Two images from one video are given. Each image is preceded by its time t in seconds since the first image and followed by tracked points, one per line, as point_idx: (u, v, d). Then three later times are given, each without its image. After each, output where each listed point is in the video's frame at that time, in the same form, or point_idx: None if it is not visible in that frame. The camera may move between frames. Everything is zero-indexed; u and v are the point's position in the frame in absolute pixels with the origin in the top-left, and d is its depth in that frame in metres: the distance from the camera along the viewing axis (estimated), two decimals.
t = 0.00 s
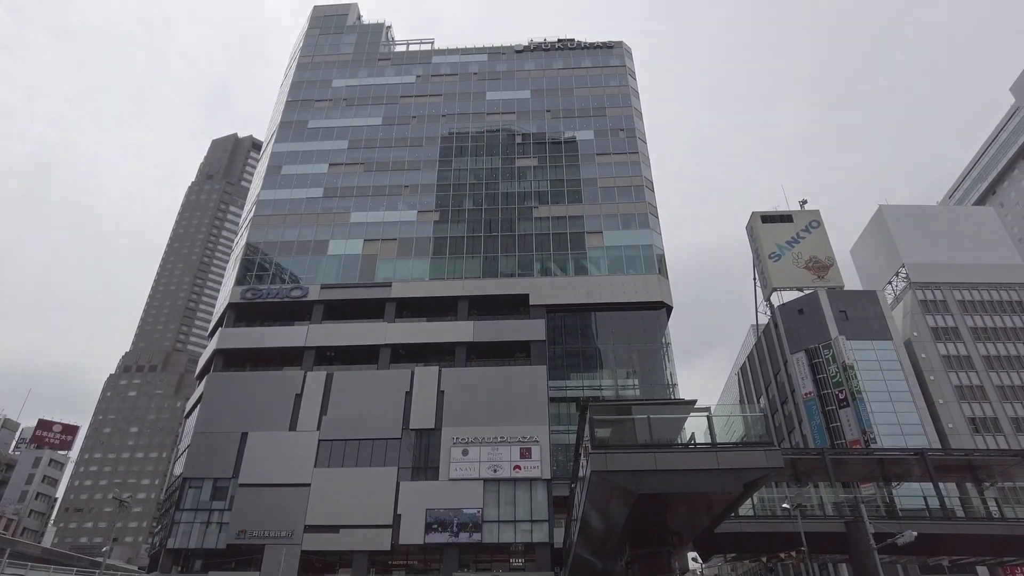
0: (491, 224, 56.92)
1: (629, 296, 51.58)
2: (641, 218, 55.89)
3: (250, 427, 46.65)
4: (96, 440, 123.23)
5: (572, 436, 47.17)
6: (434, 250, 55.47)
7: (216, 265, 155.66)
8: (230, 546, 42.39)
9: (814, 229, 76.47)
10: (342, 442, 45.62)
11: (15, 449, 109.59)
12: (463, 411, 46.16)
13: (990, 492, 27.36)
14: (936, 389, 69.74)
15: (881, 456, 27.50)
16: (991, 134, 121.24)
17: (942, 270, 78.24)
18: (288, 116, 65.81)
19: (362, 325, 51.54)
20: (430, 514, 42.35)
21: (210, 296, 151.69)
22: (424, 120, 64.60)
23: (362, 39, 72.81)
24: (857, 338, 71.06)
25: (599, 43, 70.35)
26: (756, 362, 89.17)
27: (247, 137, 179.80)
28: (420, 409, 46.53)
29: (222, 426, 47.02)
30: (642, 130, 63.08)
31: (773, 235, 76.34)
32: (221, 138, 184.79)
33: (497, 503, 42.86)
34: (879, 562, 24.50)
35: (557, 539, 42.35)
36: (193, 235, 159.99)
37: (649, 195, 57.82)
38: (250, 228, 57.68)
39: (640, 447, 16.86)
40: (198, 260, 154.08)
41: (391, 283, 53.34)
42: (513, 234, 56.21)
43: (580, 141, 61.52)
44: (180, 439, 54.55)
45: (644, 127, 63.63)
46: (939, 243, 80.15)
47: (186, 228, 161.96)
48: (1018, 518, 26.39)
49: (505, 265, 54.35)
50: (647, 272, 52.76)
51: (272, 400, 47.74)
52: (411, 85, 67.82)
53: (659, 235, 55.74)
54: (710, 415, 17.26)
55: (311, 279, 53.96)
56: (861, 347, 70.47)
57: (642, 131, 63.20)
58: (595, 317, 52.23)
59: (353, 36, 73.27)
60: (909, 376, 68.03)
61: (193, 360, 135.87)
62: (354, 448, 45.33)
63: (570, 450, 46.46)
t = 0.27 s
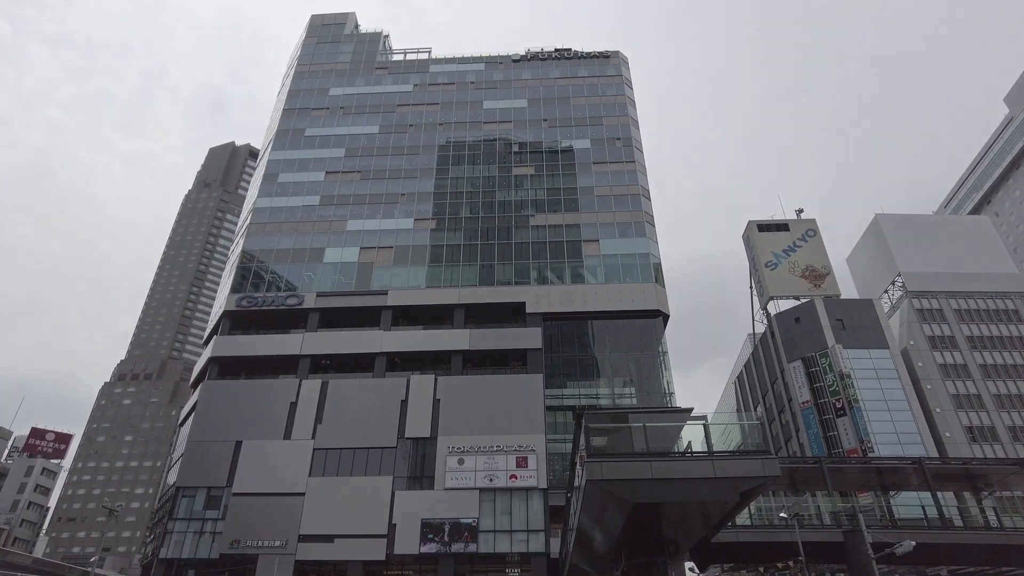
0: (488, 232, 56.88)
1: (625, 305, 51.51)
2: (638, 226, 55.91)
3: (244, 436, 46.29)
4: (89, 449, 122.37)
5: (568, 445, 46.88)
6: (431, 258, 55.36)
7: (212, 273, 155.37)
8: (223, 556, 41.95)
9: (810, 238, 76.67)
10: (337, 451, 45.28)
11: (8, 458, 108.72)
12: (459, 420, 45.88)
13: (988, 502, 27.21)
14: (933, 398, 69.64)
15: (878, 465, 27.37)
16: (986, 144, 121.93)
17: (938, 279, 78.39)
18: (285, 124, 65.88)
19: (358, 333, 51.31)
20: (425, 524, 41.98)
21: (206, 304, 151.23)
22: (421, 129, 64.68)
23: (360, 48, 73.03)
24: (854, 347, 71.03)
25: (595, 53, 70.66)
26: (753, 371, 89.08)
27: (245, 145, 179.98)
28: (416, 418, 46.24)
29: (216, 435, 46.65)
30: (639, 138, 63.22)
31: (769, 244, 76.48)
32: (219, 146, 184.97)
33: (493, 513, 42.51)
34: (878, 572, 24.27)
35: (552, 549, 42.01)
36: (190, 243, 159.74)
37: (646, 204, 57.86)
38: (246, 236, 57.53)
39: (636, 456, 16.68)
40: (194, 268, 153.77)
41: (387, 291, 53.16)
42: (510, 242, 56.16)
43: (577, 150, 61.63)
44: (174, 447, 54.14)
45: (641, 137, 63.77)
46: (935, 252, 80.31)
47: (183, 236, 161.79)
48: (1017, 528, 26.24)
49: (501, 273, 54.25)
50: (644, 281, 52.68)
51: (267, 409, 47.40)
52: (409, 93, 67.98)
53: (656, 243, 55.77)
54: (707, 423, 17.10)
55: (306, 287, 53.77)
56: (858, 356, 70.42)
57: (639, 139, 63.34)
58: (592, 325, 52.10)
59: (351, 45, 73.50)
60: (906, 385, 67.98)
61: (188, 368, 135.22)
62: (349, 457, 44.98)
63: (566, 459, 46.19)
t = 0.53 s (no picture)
0: (485, 234, 56.84)
1: (623, 307, 51.45)
2: (635, 229, 55.87)
3: (240, 438, 46.11)
4: (86, 451, 121.96)
5: (566, 447, 46.76)
6: (428, 260, 55.27)
7: (209, 275, 155.21)
8: (219, 559, 41.71)
9: (808, 240, 76.83)
10: (334, 453, 45.12)
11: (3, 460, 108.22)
12: (456, 422, 45.75)
13: (985, 505, 27.14)
14: (931, 400, 69.64)
15: (875, 467, 27.33)
16: (982, 147, 122.35)
17: (935, 281, 78.49)
18: (283, 126, 65.81)
19: (355, 336, 51.18)
20: (422, 526, 41.82)
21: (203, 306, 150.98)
22: (419, 131, 64.66)
23: (358, 50, 73.03)
24: (852, 350, 71.04)
25: (593, 56, 70.76)
26: (751, 374, 89.04)
27: (242, 147, 179.89)
28: (413, 420, 46.09)
29: (212, 437, 46.46)
30: (637, 141, 63.26)
31: (767, 246, 76.57)
32: (217, 148, 184.90)
33: (490, 515, 42.36)
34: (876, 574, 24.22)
35: (550, 552, 41.87)
36: (187, 245, 159.58)
37: (644, 207, 57.82)
38: (243, 238, 57.42)
39: (632, 457, 16.59)
40: (192, 270, 153.67)
41: (384, 293, 53.06)
42: (507, 244, 56.10)
43: (575, 153, 61.63)
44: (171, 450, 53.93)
45: (638, 139, 63.81)
46: (932, 255, 80.41)
47: (181, 238, 161.59)
48: (1015, 531, 26.17)
49: (499, 275, 54.18)
50: (641, 283, 52.67)
51: (263, 411, 47.26)
52: (406, 95, 67.99)
53: (654, 246, 55.73)
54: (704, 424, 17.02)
55: (303, 289, 53.66)
56: (856, 359, 70.44)
57: (637, 142, 63.35)
58: (590, 327, 52.02)
59: (349, 47, 73.50)
60: (903, 388, 68.03)
61: (185, 371, 134.86)
62: (345, 459, 44.83)
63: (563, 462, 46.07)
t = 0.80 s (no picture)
0: (485, 234, 56.76)
1: (623, 307, 51.38)
2: (635, 229, 55.78)
3: (239, 438, 46.01)
4: (85, 451, 121.84)
5: (565, 447, 46.67)
6: (428, 260, 55.19)
7: (209, 275, 155.22)
8: (218, 558, 41.61)
9: (808, 240, 76.78)
10: (333, 453, 45.02)
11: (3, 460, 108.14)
12: (455, 422, 45.68)
13: (986, 505, 27.07)
14: (931, 401, 69.58)
15: (875, 467, 27.27)
16: (982, 148, 122.34)
17: (936, 282, 78.42)
18: (282, 126, 65.73)
19: (354, 335, 51.10)
20: (421, 526, 41.71)
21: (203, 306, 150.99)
22: (418, 131, 64.60)
23: (358, 50, 72.99)
24: (851, 350, 70.97)
25: (593, 56, 70.71)
26: (751, 374, 88.98)
27: (242, 148, 179.84)
28: (412, 421, 46.00)
29: (211, 437, 46.35)
30: (637, 141, 63.17)
31: (767, 246, 76.52)
32: (217, 148, 184.91)
33: (489, 516, 42.27)
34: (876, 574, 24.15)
35: (549, 552, 41.77)
36: (187, 245, 159.57)
37: (643, 207, 57.74)
38: (242, 237, 57.37)
39: (632, 456, 16.51)
40: (192, 270, 153.71)
41: (383, 293, 52.98)
42: (507, 244, 56.02)
43: (575, 153, 61.56)
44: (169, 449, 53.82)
45: (638, 139, 63.75)
46: (932, 256, 80.34)
47: (180, 238, 161.56)
48: (1015, 531, 26.10)
49: (498, 275, 54.12)
50: (641, 283, 52.59)
51: (262, 411, 47.16)
52: (406, 95, 67.93)
53: (653, 246, 55.65)
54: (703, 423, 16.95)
55: (302, 289, 53.59)
56: (856, 359, 70.38)
57: (637, 142, 63.29)
58: (590, 328, 51.94)
59: (349, 47, 73.46)
60: (903, 388, 67.96)
61: (184, 371, 134.79)
62: (344, 459, 44.73)
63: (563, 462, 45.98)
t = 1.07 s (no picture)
0: (485, 232, 56.62)
1: (624, 306, 51.25)
2: (636, 227, 55.64)
3: (239, 435, 45.93)
4: (85, 449, 121.81)
5: (565, 445, 46.59)
6: (428, 257, 55.07)
7: (209, 274, 155.21)
8: (217, 556, 41.53)
9: (809, 239, 76.62)
10: (333, 451, 44.95)
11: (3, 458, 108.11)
12: (455, 420, 45.60)
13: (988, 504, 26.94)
14: (932, 399, 69.45)
15: (877, 465, 27.15)
16: (984, 147, 122.04)
17: (937, 281, 78.26)
18: (282, 124, 65.58)
19: (354, 333, 50.98)
20: (421, 524, 41.62)
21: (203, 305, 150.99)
22: (419, 128, 64.46)
23: (358, 48, 72.83)
24: (852, 349, 70.82)
25: (593, 54, 70.53)
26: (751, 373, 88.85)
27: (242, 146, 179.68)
28: (412, 419, 45.90)
29: (211, 434, 46.27)
30: (637, 139, 62.99)
31: (768, 245, 76.37)
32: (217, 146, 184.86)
33: (489, 514, 42.18)
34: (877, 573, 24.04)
35: (548, 551, 41.69)
36: (187, 243, 159.52)
37: (644, 205, 57.58)
38: (242, 235, 57.26)
39: (632, 453, 16.39)
40: (192, 269, 153.72)
41: (383, 291, 52.86)
42: (507, 242, 55.89)
43: (575, 151, 61.40)
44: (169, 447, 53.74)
45: (639, 137, 63.58)
46: (934, 254, 80.14)
47: (181, 236, 161.53)
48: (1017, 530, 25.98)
49: (498, 273, 53.99)
50: (642, 282, 52.44)
51: (261, 408, 47.09)
52: (407, 93, 67.78)
53: (654, 244, 55.52)
54: (704, 420, 16.81)
55: (302, 286, 53.48)
56: (857, 358, 70.24)
57: (638, 140, 63.12)
58: (590, 326, 51.81)
59: (349, 44, 73.29)
60: (904, 387, 67.82)
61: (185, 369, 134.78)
62: (344, 457, 44.65)
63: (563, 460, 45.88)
